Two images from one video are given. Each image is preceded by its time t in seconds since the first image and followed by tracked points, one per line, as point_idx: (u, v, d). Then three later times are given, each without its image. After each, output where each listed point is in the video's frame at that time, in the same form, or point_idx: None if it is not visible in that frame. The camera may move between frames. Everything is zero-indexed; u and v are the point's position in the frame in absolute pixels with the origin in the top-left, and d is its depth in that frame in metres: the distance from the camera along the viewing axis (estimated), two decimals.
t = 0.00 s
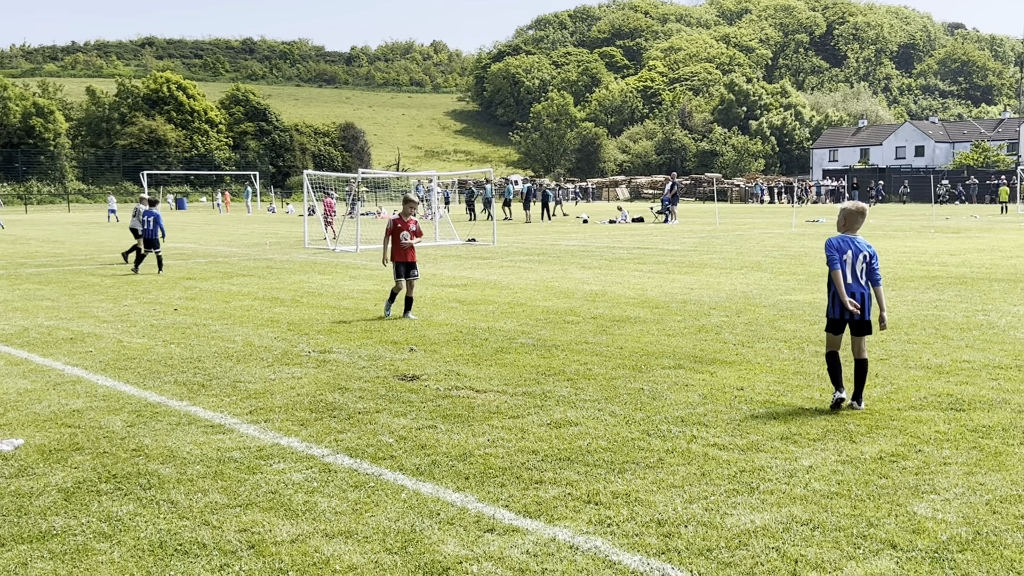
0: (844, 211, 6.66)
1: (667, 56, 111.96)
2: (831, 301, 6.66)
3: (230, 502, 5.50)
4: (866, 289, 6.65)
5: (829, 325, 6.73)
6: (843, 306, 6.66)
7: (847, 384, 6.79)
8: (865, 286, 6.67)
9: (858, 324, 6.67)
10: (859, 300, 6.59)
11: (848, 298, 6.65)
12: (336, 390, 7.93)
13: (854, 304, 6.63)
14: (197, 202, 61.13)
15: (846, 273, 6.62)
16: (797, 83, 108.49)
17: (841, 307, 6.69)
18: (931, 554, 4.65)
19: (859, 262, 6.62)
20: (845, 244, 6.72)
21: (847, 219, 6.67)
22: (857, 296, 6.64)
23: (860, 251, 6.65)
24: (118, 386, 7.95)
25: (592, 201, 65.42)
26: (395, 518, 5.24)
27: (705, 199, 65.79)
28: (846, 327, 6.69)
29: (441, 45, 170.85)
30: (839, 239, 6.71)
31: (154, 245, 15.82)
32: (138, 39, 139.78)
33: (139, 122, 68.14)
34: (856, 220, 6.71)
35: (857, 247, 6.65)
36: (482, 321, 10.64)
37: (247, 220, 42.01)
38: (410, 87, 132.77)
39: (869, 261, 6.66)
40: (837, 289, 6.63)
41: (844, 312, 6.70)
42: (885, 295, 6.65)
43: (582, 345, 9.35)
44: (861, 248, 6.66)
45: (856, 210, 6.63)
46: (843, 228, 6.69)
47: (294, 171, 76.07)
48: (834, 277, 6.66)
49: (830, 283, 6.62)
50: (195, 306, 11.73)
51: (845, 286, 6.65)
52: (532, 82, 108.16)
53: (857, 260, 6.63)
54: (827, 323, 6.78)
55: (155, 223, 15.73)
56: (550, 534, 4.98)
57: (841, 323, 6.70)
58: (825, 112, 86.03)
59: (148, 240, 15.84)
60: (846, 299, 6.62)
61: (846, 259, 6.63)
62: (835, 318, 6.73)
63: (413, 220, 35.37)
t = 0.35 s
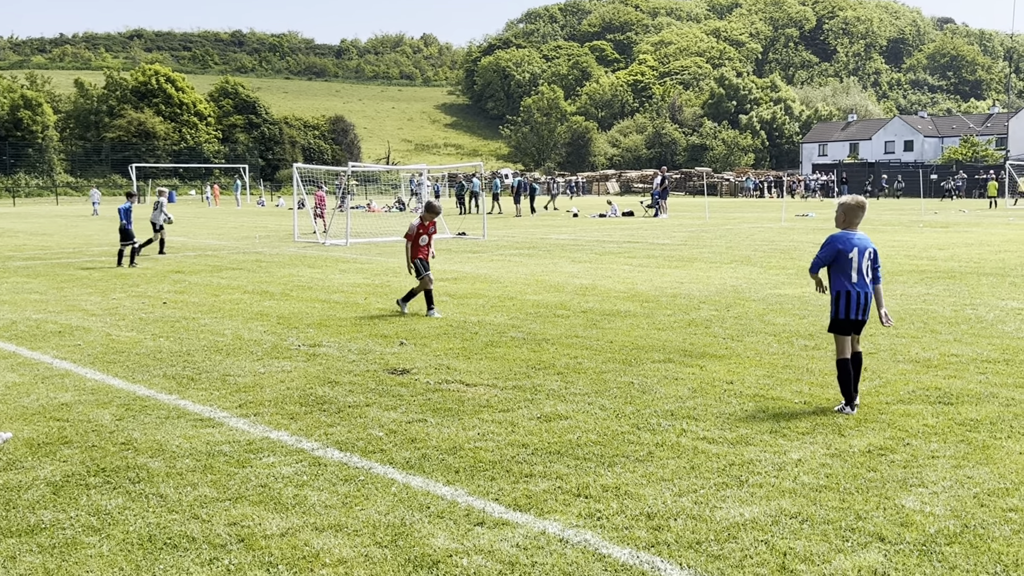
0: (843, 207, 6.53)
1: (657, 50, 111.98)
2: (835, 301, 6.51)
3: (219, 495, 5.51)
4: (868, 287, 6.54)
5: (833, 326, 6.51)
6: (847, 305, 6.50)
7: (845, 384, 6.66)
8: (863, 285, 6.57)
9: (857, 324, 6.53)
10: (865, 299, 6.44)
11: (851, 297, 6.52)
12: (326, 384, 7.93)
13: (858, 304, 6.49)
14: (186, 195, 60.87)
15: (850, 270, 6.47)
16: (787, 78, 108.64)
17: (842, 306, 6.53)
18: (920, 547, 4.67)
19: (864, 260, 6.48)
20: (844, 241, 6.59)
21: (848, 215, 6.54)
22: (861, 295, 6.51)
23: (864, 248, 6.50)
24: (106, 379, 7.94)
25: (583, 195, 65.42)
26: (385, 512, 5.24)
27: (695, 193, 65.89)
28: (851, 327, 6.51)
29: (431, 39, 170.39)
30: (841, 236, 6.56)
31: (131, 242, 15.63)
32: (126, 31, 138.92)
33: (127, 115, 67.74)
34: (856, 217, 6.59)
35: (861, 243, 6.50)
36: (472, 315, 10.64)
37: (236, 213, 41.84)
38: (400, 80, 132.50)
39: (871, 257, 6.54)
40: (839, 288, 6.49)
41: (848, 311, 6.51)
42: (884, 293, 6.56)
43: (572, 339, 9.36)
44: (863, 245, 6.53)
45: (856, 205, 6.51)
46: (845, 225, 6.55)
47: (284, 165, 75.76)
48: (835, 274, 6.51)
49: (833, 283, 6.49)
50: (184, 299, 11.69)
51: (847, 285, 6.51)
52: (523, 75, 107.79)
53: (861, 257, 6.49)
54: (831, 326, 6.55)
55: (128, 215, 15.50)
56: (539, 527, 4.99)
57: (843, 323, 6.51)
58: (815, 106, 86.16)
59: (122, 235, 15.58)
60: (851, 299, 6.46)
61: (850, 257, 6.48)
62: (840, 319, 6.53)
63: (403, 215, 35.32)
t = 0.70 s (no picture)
0: (850, 202, 6.30)
1: (647, 44, 112.09)
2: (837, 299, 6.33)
3: (208, 489, 5.49)
4: (871, 285, 6.28)
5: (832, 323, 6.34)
6: (848, 303, 6.30)
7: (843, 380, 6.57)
8: (870, 281, 6.30)
9: (865, 322, 6.32)
10: (860, 298, 6.24)
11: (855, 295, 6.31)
12: (315, 376, 7.93)
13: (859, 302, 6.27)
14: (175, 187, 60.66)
15: (851, 267, 6.25)
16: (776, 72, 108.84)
17: (846, 303, 6.32)
18: (906, 539, 4.69)
19: (867, 259, 6.21)
20: (853, 237, 6.34)
21: (856, 211, 6.28)
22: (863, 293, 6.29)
23: (867, 247, 6.21)
24: (95, 372, 7.92)
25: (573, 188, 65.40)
26: (374, 505, 5.24)
27: (685, 187, 66.02)
28: (848, 326, 6.33)
29: (421, 32, 170.05)
30: (849, 233, 6.31)
31: (117, 234, 15.57)
32: (114, 23, 138.11)
33: (116, 107, 67.31)
34: (866, 212, 6.32)
35: (864, 242, 6.21)
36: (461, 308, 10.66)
37: (225, 206, 41.69)
38: (390, 73, 132.30)
39: (877, 256, 6.24)
40: (837, 285, 6.34)
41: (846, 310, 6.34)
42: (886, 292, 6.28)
43: (561, 332, 9.37)
44: (871, 243, 6.22)
45: (863, 200, 6.23)
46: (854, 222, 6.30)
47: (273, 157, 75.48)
48: (836, 271, 6.33)
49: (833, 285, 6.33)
50: (172, 292, 11.67)
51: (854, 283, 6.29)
52: (512, 69, 107.39)
53: (864, 255, 6.22)
54: (831, 320, 6.39)
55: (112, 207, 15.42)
56: (527, 520, 5.00)
57: (842, 320, 6.35)
58: (804, 100, 86.44)
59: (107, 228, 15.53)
60: (852, 297, 6.27)
61: (850, 255, 6.24)
62: (840, 315, 6.35)
63: (393, 208, 35.32)
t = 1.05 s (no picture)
0: (860, 194, 6.21)
1: (637, 36, 111.98)
2: (847, 293, 6.19)
3: (197, 481, 5.48)
4: (883, 278, 6.06)
5: (840, 317, 6.22)
6: (858, 297, 6.13)
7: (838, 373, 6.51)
8: (885, 274, 6.08)
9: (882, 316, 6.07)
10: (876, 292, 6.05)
11: (867, 289, 6.11)
12: (304, 369, 7.91)
13: (869, 295, 6.07)
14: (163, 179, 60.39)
15: (859, 262, 6.11)
16: (766, 65, 108.85)
17: (857, 297, 6.16)
18: (894, 531, 4.68)
19: (873, 252, 6.03)
20: (867, 230, 6.19)
21: (865, 202, 6.15)
22: (873, 287, 6.08)
23: (874, 239, 6.04)
24: (83, 364, 7.90)
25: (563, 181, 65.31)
26: (363, 497, 5.23)
27: (675, 180, 66.16)
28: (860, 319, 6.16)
29: (411, 24, 169.48)
30: (860, 225, 6.18)
31: (106, 226, 15.53)
32: (101, 14, 137.20)
33: (103, 98, 66.85)
34: (879, 203, 6.15)
35: (870, 235, 6.05)
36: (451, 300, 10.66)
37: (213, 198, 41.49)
38: (379, 65, 131.87)
39: (886, 249, 6.03)
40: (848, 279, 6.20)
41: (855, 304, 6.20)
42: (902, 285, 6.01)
43: (551, 325, 9.37)
44: (880, 236, 6.03)
45: (872, 190, 6.09)
46: (865, 213, 6.17)
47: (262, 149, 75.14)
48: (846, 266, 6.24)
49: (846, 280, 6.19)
50: (161, 284, 11.62)
51: (868, 277, 6.11)
52: (502, 60, 107.17)
53: (870, 248, 6.05)
54: (843, 314, 6.25)
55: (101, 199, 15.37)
56: (517, 512, 4.97)
57: (853, 314, 6.18)
58: (794, 93, 86.52)
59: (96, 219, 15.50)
60: (861, 291, 6.09)
61: (856, 249, 6.11)
62: (853, 308, 6.19)
63: (383, 200, 35.30)
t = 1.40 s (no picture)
0: (854, 192, 6.04)
1: (628, 31, 111.96)
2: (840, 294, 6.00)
3: (187, 475, 5.47)
4: (875, 279, 5.86)
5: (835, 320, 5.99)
6: (851, 296, 5.92)
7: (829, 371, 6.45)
8: (881, 277, 5.90)
9: (872, 319, 5.90)
10: (874, 294, 5.84)
11: (860, 290, 5.91)
12: (294, 363, 7.90)
13: (859, 297, 5.89)
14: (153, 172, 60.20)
15: (850, 262, 5.95)
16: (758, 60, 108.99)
17: (852, 299, 5.95)
18: (882, 526, 4.69)
19: (864, 252, 5.87)
20: (861, 230, 6.03)
21: (859, 200, 5.98)
22: (865, 287, 5.88)
23: (868, 239, 5.89)
24: (72, 358, 7.87)
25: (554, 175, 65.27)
26: (353, 492, 5.23)
27: (665, 174, 66.19)
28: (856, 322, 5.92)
29: (402, 18, 169.32)
30: (852, 224, 6.02)
31: (101, 221, 15.48)
32: (91, 6, 136.42)
33: (93, 91, 66.52)
34: (873, 201, 5.97)
35: (865, 233, 5.90)
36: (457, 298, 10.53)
37: (203, 191, 41.37)
38: (370, 58, 131.64)
39: (877, 249, 5.87)
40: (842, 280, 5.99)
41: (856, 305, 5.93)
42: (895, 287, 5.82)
43: (541, 319, 9.37)
44: (871, 236, 5.88)
45: (867, 188, 5.93)
46: (859, 213, 6.00)
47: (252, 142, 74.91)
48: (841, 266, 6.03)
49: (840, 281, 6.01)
50: (151, 278, 11.60)
51: (860, 277, 5.93)
52: (493, 54, 106.84)
53: (862, 247, 5.89)
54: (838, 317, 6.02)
55: (93, 193, 15.30)
56: (507, 507, 4.98)
57: (850, 317, 5.94)
58: (784, 88, 86.77)
59: (90, 214, 15.43)
60: (855, 292, 5.87)
61: (848, 249, 5.95)
62: (848, 311, 5.95)
63: (373, 193, 35.32)
